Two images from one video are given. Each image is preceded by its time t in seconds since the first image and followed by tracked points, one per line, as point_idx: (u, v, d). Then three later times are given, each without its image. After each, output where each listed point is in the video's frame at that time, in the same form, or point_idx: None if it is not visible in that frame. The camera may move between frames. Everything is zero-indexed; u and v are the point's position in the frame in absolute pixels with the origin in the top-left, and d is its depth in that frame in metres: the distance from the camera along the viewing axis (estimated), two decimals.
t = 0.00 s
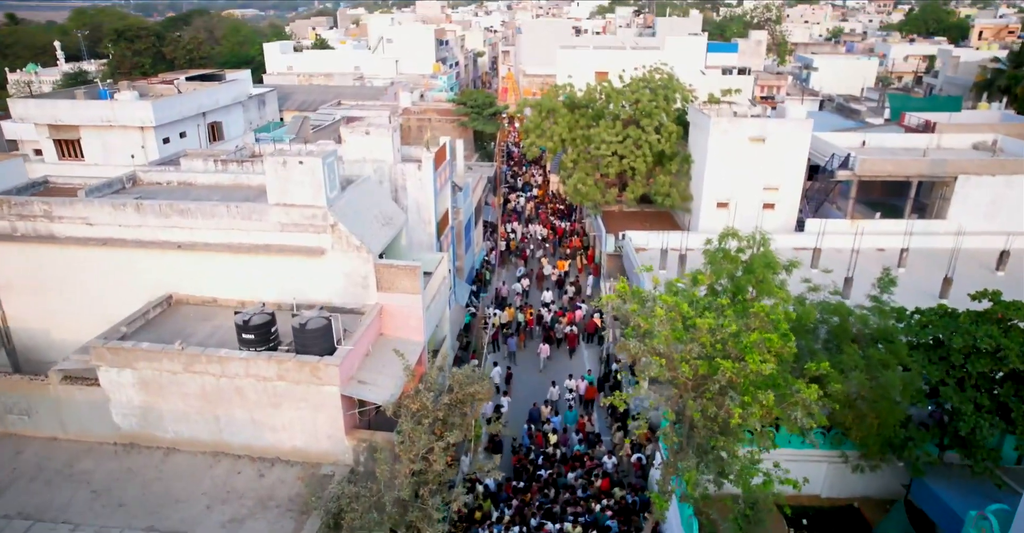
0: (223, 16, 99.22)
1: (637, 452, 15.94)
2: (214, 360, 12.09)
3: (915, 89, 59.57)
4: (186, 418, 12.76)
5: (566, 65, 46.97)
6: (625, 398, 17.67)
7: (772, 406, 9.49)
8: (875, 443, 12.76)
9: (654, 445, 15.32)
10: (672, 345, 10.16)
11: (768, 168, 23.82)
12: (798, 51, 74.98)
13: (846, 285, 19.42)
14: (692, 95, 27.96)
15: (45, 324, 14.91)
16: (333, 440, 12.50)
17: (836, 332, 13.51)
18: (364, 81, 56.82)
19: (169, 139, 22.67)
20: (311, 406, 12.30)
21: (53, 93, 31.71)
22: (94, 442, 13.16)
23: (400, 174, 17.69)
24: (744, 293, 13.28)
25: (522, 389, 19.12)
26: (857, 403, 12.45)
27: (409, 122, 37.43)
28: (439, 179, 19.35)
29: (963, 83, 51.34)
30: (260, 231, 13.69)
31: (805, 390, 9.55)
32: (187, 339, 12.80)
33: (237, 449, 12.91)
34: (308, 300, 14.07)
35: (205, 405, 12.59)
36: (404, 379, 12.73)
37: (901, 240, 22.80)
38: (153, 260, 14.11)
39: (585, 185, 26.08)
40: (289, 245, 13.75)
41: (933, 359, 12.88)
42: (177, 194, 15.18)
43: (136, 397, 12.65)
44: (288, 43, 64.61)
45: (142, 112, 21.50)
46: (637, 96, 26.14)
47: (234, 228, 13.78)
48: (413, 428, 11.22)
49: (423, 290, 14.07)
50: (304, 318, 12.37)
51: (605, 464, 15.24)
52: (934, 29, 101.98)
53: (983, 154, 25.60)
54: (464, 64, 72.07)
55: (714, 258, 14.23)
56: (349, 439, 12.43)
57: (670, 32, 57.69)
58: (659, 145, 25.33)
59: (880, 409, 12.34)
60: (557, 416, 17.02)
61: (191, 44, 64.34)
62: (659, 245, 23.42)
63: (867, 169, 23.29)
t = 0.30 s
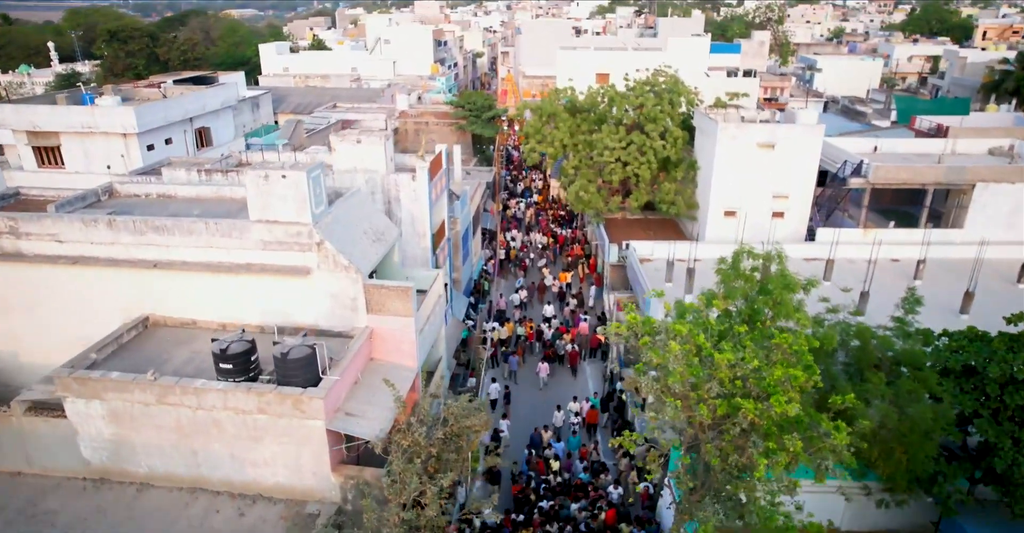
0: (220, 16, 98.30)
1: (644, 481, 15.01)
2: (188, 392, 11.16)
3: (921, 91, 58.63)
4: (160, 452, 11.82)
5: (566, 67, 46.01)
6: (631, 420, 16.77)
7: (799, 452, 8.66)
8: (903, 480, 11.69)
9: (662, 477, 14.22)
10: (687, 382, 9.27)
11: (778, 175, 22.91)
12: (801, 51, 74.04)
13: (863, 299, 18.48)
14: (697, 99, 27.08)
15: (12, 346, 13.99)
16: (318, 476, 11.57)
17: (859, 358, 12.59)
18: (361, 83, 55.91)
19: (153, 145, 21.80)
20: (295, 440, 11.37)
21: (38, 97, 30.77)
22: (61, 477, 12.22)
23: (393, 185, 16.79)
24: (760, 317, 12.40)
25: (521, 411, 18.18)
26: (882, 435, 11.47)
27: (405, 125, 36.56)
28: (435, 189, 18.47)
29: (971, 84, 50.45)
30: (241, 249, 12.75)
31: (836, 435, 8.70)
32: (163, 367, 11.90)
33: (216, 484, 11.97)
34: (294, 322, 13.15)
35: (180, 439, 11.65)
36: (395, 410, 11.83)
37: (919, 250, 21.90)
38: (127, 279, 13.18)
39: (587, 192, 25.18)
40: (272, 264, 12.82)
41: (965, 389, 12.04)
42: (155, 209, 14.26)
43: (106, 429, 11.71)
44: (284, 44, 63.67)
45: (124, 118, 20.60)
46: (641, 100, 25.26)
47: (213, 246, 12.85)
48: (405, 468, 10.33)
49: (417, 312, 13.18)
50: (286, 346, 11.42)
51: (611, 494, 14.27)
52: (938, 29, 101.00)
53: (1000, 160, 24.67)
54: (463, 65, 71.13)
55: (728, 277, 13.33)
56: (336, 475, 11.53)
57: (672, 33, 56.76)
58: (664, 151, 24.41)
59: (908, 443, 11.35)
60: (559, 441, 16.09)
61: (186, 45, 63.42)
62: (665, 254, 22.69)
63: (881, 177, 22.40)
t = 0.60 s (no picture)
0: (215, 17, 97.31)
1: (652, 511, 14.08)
2: (157, 428, 10.17)
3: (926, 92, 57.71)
4: (128, 491, 10.82)
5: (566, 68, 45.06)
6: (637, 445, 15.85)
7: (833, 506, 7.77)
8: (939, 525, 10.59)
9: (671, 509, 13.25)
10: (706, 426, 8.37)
11: (788, 182, 22.02)
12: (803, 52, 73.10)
13: (880, 314, 17.55)
14: (702, 102, 26.19)
15: None
16: (301, 518, 10.59)
17: (885, 386, 11.68)
18: (357, 84, 54.94)
19: (135, 152, 20.89)
20: (275, 480, 10.39)
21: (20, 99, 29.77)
22: (22, 517, 11.22)
23: (385, 196, 15.84)
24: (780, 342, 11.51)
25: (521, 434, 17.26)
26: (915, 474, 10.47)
27: (401, 128, 35.78)
28: (430, 198, 17.54)
29: (977, 84, 49.62)
30: (218, 269, 11.78)
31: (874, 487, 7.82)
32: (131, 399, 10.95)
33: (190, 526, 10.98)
34: (276, 347, 12.20)
35: (150, 477, 10.65)
36: (383, 445, 10.87)
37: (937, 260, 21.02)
38: (96, 301, 12.22)
39: (589, 199, 24.26)
40: (252, 285, 11.86)
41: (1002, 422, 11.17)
42: (128, 224, 13.30)
43: (69, 467, 10.72)
44: (278, 44, 62.69)
45: (103, 124, 19.68)
46: (645, 103, 24.37)
47: (188, 266, 11.89)
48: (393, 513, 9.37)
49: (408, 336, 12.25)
50: (264, 377, 10.45)
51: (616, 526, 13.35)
52: (940, 29, 100.05)
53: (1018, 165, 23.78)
54: (461, 66, 70.12)
55: (743, 297, 12.41)
56: (320, 518, 10.54)
57: (673, 34, 55.81)
58: (669, 157, 23.50)
59: (943, 482, 10.36)
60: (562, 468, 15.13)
61: (179, 45, 62.38)
62: (671, 265, 21.84)
63: (895, 184, 21.56)
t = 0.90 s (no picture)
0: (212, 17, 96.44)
1: None
2: (121, 470, 9.20)
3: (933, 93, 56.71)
4: None
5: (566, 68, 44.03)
6: (645, 472, 14.96)
7: None
8: None
9: None
10: (731, 482, 7.56)
11: (798, 190, 21.15)
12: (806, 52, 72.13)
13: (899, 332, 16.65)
14: (709, 105, 25.24)
15: None
16: None
17: (916, 418, 10.83)
18: (354, 86, 54.04)
19: (117, 159, 20.00)
20: (252, 527, 9.42)
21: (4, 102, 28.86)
22: None
23: (377, 208, 14.90)
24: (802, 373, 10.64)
25: (522, 460, 16.41)
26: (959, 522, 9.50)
27: (397, 132, 35.33)
28: (426, 208, 16.58)
29: (986, 85, 48.69)
30: (193, 292, 10.85)
31: None
32: (96, 437, 10.01)
33: None
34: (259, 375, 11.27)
35: (115, 523, 9.67)
36: (371, 487, 9.92)
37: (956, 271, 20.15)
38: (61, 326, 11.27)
39: (592, 207, 23.34)
40: (231, 309, 10.93)
41: None
42: (99, 241, 12.38)
43: (26, 511, 9.76)
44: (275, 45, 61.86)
45: (82, 130, 18.78)
46: (650, 107, 23.45)
47: (161, 288, 10.92)
48: None
49: (399, 364, 11.33)
50: (240, 415, 9.50)
51: None
52: (944, 29, 99.02)
53: None
54: (460, 66, 69.20)
55: (762, 321, 11.52)
56: None
57: (676, 34, 54.90)
58: (675, 163, 22.58)
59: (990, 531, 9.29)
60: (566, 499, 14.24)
61: (174, 46, 61.47)
62: (678, 277, 20.96)
63: (912, 193, 20.62)
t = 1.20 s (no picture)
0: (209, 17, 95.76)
1: None
2: (77, 522, 8.25)
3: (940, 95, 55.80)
4: None
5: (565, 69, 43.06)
6: (654, 503, 14.06)
7: None
8: None
9: None
10: None
11: (811, 199, 20.26)
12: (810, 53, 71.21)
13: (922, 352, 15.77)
14: (717, 110, 24.27)
15: None
16: None
17: (953, 458, 9.89)
18: (351, 87, 53.21)
19: (97, 167, 19.10)
20: None
21: None
22: None
23: (368, 222, 13.98)
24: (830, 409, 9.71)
25: (523, 488, 15.55)
26: None
27: (394, 136, 34.58)
28: (423, 220, 15.66)
29: (995, 87, 47.84)
30: (163, 319, 9.90)
31: None
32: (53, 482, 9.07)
33: None
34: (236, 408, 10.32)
35: None
36: None
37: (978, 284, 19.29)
38: (21, 356, 10.33)
39: (596, 216, 22.38)
40: (204, 338, 10.00)
41: None
42: (66, 262, 11.46)
43: None
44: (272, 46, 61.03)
45: (59, 138, 17.89)
46: (655, 112, 22.49)
47: (128, 316, 9.99)
48: None
49: (389, 397, 10.41)
50: (211, 460, 8.54)
51: None
52: (948, 29, 98.08)
53: None
54: (459, 68, 68.34)
55: (784, 351, 10.57)
56: None
57: (678, 35, 54.03)
58: (683, 171, 21.60)
59: None
60: None
61: (169, 47, 60.64)
62: (687, 290, 20.04)
63: (931, 201, 19.67)
